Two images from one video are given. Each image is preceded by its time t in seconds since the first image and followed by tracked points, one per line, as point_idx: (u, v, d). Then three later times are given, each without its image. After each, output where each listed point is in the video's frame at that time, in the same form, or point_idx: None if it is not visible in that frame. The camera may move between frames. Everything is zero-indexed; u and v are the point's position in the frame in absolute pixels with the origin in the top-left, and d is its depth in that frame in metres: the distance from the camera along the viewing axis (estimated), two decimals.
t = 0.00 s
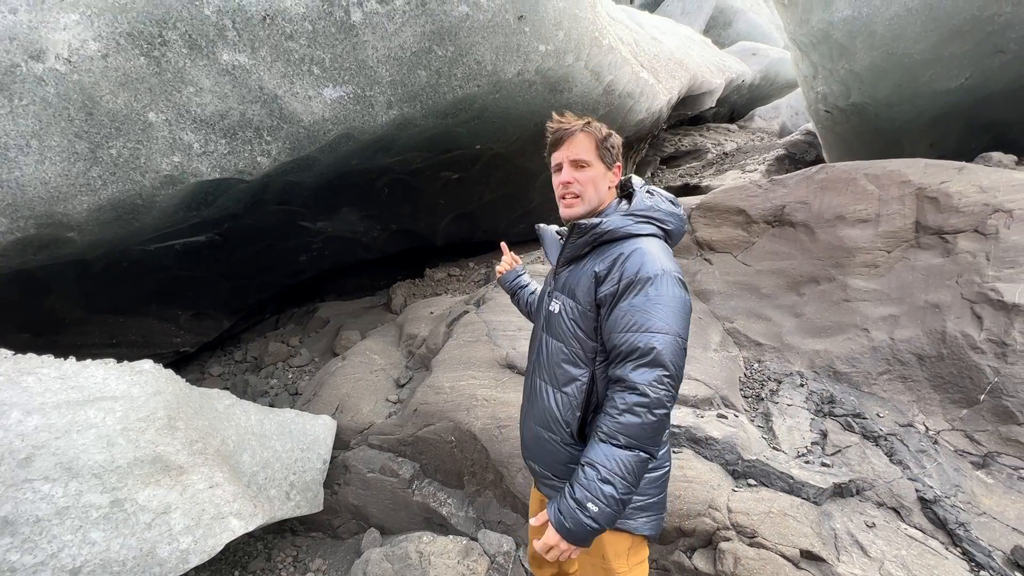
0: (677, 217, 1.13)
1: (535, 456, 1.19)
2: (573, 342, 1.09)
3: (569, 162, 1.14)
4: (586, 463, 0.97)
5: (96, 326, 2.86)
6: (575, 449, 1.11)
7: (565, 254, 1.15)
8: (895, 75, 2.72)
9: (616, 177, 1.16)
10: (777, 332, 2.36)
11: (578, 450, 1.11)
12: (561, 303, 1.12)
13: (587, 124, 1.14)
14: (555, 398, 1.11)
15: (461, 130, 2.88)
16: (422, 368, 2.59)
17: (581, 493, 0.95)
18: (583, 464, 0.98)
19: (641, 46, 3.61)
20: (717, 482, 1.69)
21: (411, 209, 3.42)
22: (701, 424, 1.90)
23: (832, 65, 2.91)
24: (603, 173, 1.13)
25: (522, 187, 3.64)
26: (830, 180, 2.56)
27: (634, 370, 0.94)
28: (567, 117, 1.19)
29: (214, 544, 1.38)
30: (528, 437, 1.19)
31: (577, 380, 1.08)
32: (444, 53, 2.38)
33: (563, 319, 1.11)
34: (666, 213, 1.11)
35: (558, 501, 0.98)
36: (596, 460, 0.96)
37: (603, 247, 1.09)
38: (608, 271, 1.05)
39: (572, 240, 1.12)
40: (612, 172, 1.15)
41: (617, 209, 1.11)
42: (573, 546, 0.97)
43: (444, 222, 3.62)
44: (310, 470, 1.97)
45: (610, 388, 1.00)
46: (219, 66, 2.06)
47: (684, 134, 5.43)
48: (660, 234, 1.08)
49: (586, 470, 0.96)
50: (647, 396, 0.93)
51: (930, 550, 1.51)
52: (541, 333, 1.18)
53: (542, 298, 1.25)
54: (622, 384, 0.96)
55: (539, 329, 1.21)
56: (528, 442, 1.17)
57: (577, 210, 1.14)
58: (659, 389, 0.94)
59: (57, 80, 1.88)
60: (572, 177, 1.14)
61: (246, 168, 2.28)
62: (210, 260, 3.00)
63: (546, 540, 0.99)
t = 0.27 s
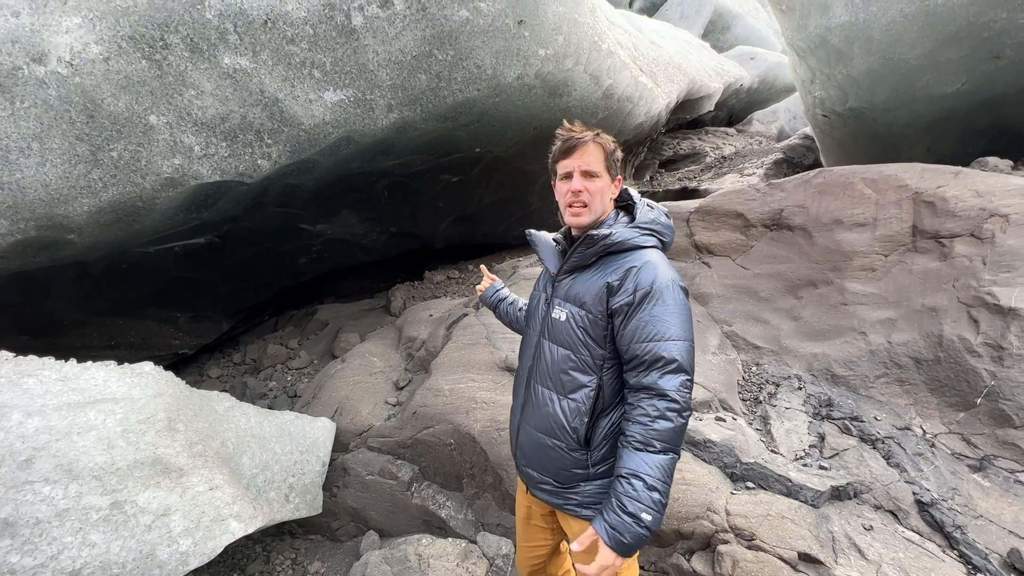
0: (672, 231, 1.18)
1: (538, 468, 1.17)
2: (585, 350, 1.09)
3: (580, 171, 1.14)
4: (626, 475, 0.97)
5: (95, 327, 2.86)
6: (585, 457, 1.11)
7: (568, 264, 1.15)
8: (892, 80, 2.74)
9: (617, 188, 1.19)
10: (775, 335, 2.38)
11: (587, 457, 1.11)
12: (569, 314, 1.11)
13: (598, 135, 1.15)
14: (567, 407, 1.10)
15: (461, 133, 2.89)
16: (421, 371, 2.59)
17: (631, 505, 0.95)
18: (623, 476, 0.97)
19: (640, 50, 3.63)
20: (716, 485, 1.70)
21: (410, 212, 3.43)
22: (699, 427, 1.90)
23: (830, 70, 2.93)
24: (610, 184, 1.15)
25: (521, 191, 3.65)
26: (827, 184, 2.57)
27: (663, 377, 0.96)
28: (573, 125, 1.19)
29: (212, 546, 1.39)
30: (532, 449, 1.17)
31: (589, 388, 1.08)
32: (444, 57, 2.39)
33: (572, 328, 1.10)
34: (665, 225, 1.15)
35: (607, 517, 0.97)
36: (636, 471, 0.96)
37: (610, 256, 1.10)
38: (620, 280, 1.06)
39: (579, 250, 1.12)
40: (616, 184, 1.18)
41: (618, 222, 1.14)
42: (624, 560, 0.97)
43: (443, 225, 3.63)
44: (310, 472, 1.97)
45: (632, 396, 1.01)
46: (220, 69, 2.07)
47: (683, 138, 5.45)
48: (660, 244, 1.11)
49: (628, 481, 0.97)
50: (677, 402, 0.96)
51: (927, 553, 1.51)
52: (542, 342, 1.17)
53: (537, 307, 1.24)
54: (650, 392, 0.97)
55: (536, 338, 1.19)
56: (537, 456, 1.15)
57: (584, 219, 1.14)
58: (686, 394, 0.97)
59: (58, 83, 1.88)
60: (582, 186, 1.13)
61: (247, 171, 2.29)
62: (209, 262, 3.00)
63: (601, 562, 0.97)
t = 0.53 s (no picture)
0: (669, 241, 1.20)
1: (542, 483, 1.16)
2: (591, 362, 1.09)
3: (582, 181, 1.14)
4: (646, 486, 1.00)
5: (98, 335, 2.87)
6: (591, 469, 1.11)
7: (570, 275, 1.14)
8: (892, 91, 2.75)
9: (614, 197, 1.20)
10: (778, 345, 2.37)
11: (593, 470, 1.11)
12: (574, 326, 1.11)
13: (601, 144, 1.16)
14: (574, 419, 1.10)
15: (464, 143, 2.91)
16: (423, 380, 2.59)
17: (656, 516, 0.99)
18: (641, 487, 1.01)
19: (641, 61, 3.66)
20: (719, 495, 1.69)
21: (413, 221, 3.44)
22: (702, 437, 1.90)
23: (830, 81, 2.95)
24: (609, 194, 1.16)
25: (523, 200, 3.67)
26: (829, 194, 2.58)
27: (676, 387, 0.99)
28: (576, 133, 1.19)
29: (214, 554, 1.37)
30: (536, 464, 1.16)
31: (596, 399, 1.09)
32: (448, 67, 2.42)
33: (577, 340, 1.10)
34: (664, 233, 1.17)
35: (633, 530, 1.01)
36: (655, 481, 1.00)
37: (613, 266, 1.11)
38: (626, 291, 1.06)
39: (582, 260, 1.11)
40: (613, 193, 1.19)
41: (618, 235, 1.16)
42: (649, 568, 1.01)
43: (445, 234, 3.64)
44: (311, 481, 1.97)
45: (643, 406, 1.04)
46: (228, 79, 2.09)
47: (684, 149, 5.47)
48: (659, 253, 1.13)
49: (647, 492, 1.00)
50: (689, 410, 1.00)
51: (933, 565, 1.50)
52: (543, 355, 1.15)
53: (535, 317, 1.22)
54: (663, 403, 1.00)
55: (536, 350, 1.18)
56: (544, 469, 1.15)
57: (584, 228, 1.15)
58: (695, 401, 1.02)
59: (68, 93, 1.91)
60: (584, 196, 1.14)
61: (252, 180, 2.30)
62: (213, 270, 3.02)
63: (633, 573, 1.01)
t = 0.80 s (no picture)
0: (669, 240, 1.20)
1: (545, 484, 1.15)
2: (594, 361, 1.09)
3: (577, 180, 1.14)
4: (652, 485, 1.00)
5: (99, 336, 2.86)
6: (595, 470, 1.10)
7: (571, 271, 1.13)
8: (894, 92, 2.74)
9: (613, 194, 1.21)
10: (780, 346, 2.36)
11: (597, 470, 1.10)
12: (576, 323, 1.10)
13: (594, 142, 1.16)
14: (578, 419, 1.09)
15: (465, 144, 2.91)
16: (423, 381, 2.59)
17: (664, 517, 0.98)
18: (648, 487, 1.00)
19: (642, 62, 3.65)
20: (722, 498, 1.69)
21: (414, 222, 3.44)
22: (704, 438, 1.89)
23: (831, 82, 2.94)
24: (607, 191, 1.17)
25: (524, 201, 3.66)
26: (830, 195, 2.57)
27: (681, 384, 0.99)
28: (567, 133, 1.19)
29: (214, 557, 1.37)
30: (539, 465, 1.15)
31: (599, 398, 1.08)
32: (449, 68, 2.41)
33: (580, 338, 1.10)
34: (664, 231, 1.17)
35: (641, 531, 1.00)
36: (662, 480, 1.00)
37: (615, 263, 1.10)
38: (629, 288, 1.06)
39: (585, 257, 1.10)
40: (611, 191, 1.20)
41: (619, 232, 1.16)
42: (658, 570, 1.00)
43: (446, 235, 3.63)
44: (311, 483, 1.96)
45: (647, 404, 1.03)
46: (229, 80, 2.09)
47: (685, 149, 5.46)
48: (661, 251, 1.13)
49: (654, 491, 1.00)
50: (694, 408, 1.00)
51: (937, 567, 1.49)
52: (545, 353, 1.14)
53: (535, 315, 1.22)
54: (669, 400, 1.00)
55: (537, 349, 1.17)
56: (546, 469, 1.14)
57: (583, 228, 1.14)
58: (699, 398, 1.02)
59: (69, 94, 1.90)
60: (580, 195, 1.14)
61: (253, 181, 2.30)
62: (213, 271, 3.01)
63: None
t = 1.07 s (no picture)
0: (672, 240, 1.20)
1: (553, 489, 1.14)
2: (601, 363, 1.08)
3: (584, 170, 1.15)
4: (667, 487, 0.98)
5: (100, 337, 2.86)
6: (603, 474, 1.09)
7: (577, 273, 1.12)
8: (896, 92, 2.74)
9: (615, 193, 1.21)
10: (782, 346, 2.36)
11: (605, 474, 1.09)
12: (583, 325, 1.10)
13: (599, 136, 1.18)
14: (586, 422, 1.08)
15: (466, 145, 2.90)
16: (424, 382, 2.58)
17: (680, 519, 0.97)
18: (662, 490, 0.99)
19: (643, 62, 3.65)
20: (724, 499, 1.68)
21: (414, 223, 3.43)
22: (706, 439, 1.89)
23: (832, 82, 2.93)
24: (610, 187, 1.18)
25: (524, 202, 3.66)
26: (832, 196, 2.56)
27: (693, 385, 0.98)
28: (572, 127, 1.21)
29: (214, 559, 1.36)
30: (546, 470, 1.14)
31: (607, 400, 1.08)
32: (449, 68, 2.41)
33: (586, 341, 1.09)
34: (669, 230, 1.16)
35: (656, 535, 0.98)
36: (677, 482, 0.98)
37: (622, 264, 1.10)
38: (637, 289, 1.05)
39: (591, 258, 1.09)
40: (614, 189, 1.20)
41: (623, 232, 1.16)
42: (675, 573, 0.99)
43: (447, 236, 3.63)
44: (312, 484, 1.95)
45: (658, 405, 1.02)
46: (229, 81, 2.08)
47: (686, 150, 5.46)
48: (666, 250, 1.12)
49: (669, 494, 0.98)
50: (706, 408, 0.99)
51: (941, 569, 1.48)
52: (552, 357, 1.14)
53: (539, 318, 1.20)
54: (681, 401, 0.99)
55: (542, 352, 1.16)
56: (554, 473, 1.13)
57: (588, 222, 1.13)
58: (710, 398, 1.01)
59: (69, 94, 1.90)
60: (587, 186, 1.14)
61: (253, 182, 2.30)
62: (214, 272, 3.01)
63: None
